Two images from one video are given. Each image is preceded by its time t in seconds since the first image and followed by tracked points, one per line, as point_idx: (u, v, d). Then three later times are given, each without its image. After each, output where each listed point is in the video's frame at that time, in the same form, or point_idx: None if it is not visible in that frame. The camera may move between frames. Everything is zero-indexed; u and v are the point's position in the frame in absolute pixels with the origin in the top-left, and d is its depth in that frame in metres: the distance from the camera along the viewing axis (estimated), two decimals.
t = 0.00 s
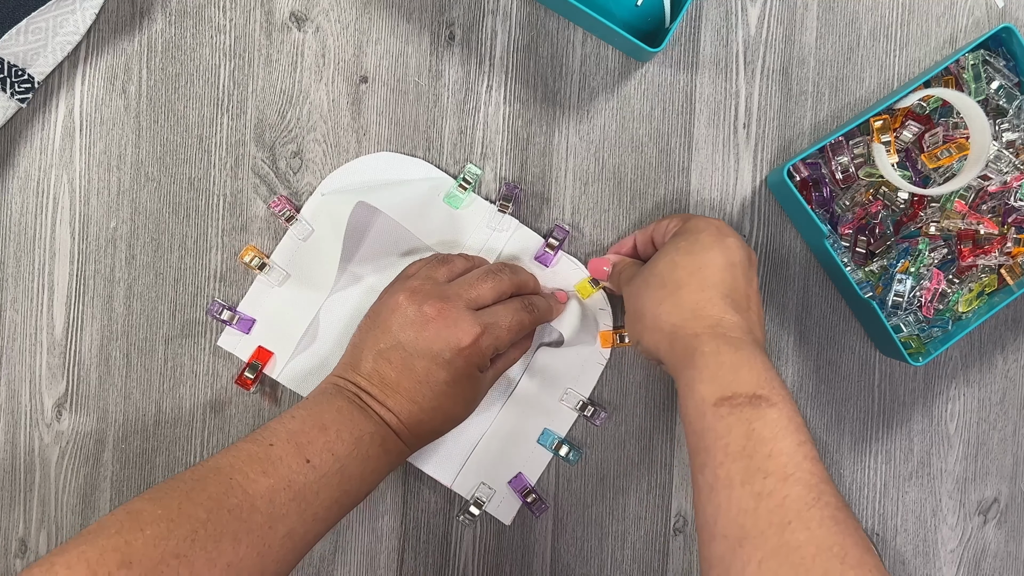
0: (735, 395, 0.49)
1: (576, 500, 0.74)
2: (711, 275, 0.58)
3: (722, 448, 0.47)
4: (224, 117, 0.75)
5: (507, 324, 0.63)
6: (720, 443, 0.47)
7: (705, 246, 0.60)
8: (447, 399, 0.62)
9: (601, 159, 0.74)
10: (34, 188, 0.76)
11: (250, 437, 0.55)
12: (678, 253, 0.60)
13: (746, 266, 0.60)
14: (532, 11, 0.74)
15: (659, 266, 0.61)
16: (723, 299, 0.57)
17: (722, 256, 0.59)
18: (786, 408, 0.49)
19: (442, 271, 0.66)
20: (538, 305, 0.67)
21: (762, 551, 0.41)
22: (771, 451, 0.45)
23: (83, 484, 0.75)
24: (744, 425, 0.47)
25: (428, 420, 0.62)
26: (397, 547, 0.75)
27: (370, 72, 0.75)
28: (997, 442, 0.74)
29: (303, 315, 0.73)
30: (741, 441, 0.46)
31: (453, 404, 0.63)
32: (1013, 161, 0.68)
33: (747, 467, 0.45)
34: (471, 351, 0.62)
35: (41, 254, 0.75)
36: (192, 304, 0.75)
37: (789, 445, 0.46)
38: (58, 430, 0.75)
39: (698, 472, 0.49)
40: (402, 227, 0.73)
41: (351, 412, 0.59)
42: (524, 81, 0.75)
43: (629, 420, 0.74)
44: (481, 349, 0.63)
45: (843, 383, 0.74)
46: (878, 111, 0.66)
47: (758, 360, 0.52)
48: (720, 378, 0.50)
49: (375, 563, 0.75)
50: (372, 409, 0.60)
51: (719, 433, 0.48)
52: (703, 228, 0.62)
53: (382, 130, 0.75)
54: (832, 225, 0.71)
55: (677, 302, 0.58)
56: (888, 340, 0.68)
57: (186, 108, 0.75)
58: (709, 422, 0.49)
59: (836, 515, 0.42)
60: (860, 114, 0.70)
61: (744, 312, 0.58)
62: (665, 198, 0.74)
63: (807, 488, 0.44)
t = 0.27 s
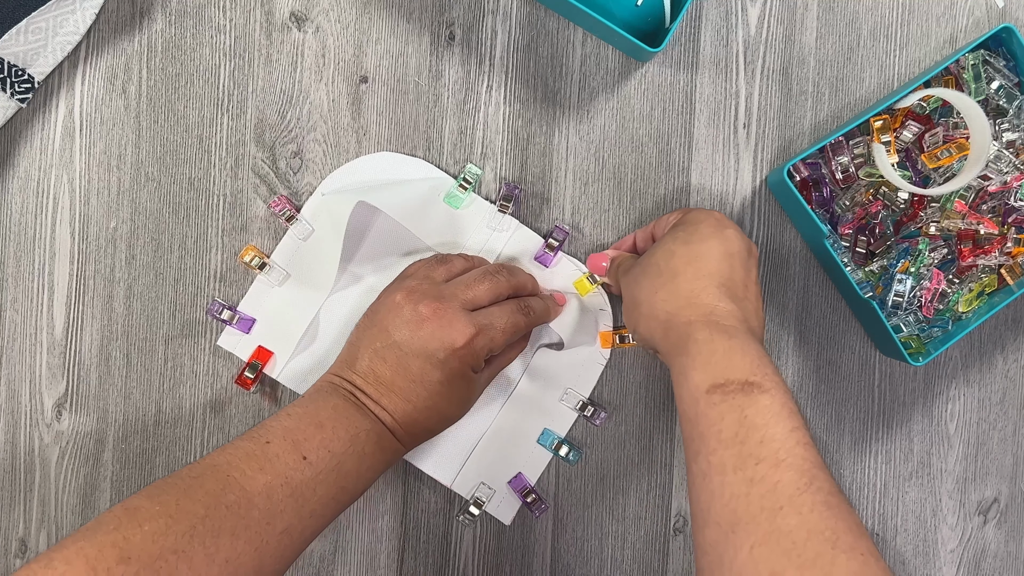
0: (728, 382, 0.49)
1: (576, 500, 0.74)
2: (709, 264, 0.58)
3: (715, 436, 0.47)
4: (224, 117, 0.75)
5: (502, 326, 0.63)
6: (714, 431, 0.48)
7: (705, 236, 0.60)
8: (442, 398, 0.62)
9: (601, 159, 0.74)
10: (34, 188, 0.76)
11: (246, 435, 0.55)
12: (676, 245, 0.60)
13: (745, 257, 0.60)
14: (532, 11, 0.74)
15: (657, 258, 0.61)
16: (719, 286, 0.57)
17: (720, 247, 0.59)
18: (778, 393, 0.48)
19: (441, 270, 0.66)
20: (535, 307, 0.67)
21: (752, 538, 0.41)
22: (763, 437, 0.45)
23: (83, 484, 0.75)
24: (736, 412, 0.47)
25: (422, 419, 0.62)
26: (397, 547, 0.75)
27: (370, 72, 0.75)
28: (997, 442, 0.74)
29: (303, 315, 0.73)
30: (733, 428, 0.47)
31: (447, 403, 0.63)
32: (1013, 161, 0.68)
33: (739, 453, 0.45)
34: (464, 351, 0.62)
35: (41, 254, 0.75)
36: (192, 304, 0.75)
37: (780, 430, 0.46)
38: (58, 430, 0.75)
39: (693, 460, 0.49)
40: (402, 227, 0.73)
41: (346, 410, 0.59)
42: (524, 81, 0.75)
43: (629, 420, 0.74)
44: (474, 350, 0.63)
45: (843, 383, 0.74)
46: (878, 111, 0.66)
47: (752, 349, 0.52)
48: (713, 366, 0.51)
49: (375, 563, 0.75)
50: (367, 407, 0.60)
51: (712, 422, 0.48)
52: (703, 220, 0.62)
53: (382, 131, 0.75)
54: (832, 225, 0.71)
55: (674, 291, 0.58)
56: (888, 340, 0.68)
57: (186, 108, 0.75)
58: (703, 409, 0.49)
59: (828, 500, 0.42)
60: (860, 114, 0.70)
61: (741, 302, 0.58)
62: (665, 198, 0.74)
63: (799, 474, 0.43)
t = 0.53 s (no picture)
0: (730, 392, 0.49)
1: (576, 500, 0.74)
2: (712, 272, 0.57)
3: (719, 445, 0.47)
4: (224, 117, 0.75)
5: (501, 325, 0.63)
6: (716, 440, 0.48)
7: (708, 244, 0.59)
8: (441, 398, 0.62)
9: (601, 159, 0.74)
10: (34, 188, 0.76)
11: (246, 435, 0.55)
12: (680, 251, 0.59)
13: (750, 265, 0.59)
14: (532, 11, 0.74)
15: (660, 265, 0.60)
16: (723, 295, 0.56)
17: (723, 253, 0.58)
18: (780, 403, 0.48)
19: (440, 270, 0.66)
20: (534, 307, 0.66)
21: (758, 547, 0.42)
22: (767, 447, 0.45)
23: (83, 484, 0.75)
24: (739, 423, 0.47)
25: (422, 419, 0.62)
26: (397, 547, 0.75)
27: (370, 72, 0.75)
28: (997, 442, 0.74)
29: (303, 315, 0.73)
30: (737, 438, 0.47)
31: (446, 402, 0.62)
32: (1013, 161, 0.68)
33: (744, 464, 0.45)
34: (462, 350, 0.62)
35: (41, 254, 0.76)
36: (192, 304, 0.75)
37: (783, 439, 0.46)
38: (58, 430, 0.75)
39: (696, 470, 0.49)
40: (402, 227, 0.73)
41: (346, 411, 0.59)
42: (524, 81, 0.75)
43: (629, 420, 0.74)
44: (472, 349, 0.62)
45: (843, 383, 0.74)
46: (878, 111, 0.66)
47: (755, 359, 0.52)
48: (716, 376, 0.50)
49: (375, 563, 0.75)
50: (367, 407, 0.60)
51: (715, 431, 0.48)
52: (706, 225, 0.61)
53: (382, 131, 0.75)
54: (832, 225, 0.71)
55: (678, 300, 0.57)
56: (888, 340, 0.68)
57: (186, 108, 0.75)
58: (706, 419, 0.49)
59: (834, 510, 0.43)
60: (860, 114, 0.70)
61: (745, 310, 0.57)
62: (665, 198, 0.74)
63: (804, 483, 0.44)
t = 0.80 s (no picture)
0: (748, 482, 0.52)
1: (576, 500, 0.74)
2: (727, 352, 0.57)
3: (741, 535, 0.50)
4: (224, 117, 0.75)
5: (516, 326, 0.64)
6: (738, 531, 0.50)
7: (726, 323, 0.58)
8: (451, 401, 0.62)
9: (601, 159, 0.74)
10: (34, 188, 0.76)
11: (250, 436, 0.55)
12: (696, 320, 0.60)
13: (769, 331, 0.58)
14: (532, 11, 0.74)
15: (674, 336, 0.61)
16: (739, 374, 0.57)
17: (740, 329, 0.58)
18: (798, 493, 0.51)
19: (451, 268, 0.65)
20: (546, 306, 0.67)
21: None
22: (789, 537, 0.48)
23: (83, 484, 0.75)
24: (757, 518, 0.50)
25: (432, 422, 0.62)
26: (397, 548, 0.75)
27: (370, 72, 0.75)
28: (997, 442, 0.74)
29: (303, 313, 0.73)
30: (760, 527, 0.49)
31: (458, 406, 0.62)
32: (1013, 161, 0.68)
33: (768, 553, 0.48)
34: (480, 354, 0.62)
35: (41, 255, 0.75)
36: (192, 304, 0.75)
37: (802, 532, 0.49)
38: (58, 430, 0.75)
39: (717, 555, 0.51)
40: (404, 227, 0.73)
41: (352, 414, 0.59)
42: (524, 81, 0.75)
43: (629, 420, 0.74)
44: (489, 353, 0.63)
45: (843, 383, 0.74)
46: (878, 111, 0.66)
47: (769, 449, 0.54)
48: (732, 466, 0.53)
49: (375, 563, 0.75)
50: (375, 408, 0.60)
51: (733, 518, 0.51)
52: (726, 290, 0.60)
53: (382, 131, 0.75)
54: (832, 225, 0.71)
55: (695, 386, 0.58)
56: (888, 340, 0.68)
57: (186, 108, 0.75)
58: (722, 510, 0.52)
59: None
60: (860, 114, 0.70)
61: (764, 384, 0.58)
62: (665, 198, 0.74)
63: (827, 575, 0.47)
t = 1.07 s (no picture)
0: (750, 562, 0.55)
1: (576, 500, 0.74)
2: (725, 435, 0.61)
3: None
4: (224, 117, 0.75)
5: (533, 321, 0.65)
6: None
7: (720, 413, 0.62)
8: (468, 398, 0.62)
9: (601, 159, 0.74)
10: (34, 188, 0.76)
11: (261, 428, 0.53)
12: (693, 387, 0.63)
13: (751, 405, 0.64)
14: (532, 11, 0.74)
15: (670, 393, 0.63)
16: (733, 456, 0.61)
17: (727, 406, 0.63)
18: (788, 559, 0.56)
19: (470, 262, 0.66)
20: (553, 299, 0.67)
21: None
22: None
23: (83, 484, 0.75)
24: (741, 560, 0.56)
25: (446, 417, 0.61)
26: (397, 548, 0.75)
27: (370, 72, 0.75)
28: (997, 442, 0.74)
29: (303, 313, 0.73)
30: None
31: (475, 402, 0.62)
32: (1013, 161, 0.68)
33: None
34: (502, 350, 0.63)
35: (41, 255, 0.76)
36: (192, 304, 0.75)
37: None
38: (58, 430, 0.75)
39: None
40: (404, 227, 0.73)
41: (366, 411, 0.56)
42: (524, 81, 0.75)
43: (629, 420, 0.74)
44: (510, 348, 0.63)
45: (843, 383, 0.74)
46: (878, 112, 0.66)
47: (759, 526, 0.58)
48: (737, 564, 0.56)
49: (375, 563, 0.75)
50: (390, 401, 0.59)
51: None
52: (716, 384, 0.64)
53: (382, 131, 0.75)
54: (832, 225, 0.71)
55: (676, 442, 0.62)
56: (888, 340, 0.68)
57: (186, 108, 0.75)
58: (710, 566, 0.57)
59: None
60: (860, 114, 0.70)
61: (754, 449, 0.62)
62: (665, 198, 0.74)
63: None
